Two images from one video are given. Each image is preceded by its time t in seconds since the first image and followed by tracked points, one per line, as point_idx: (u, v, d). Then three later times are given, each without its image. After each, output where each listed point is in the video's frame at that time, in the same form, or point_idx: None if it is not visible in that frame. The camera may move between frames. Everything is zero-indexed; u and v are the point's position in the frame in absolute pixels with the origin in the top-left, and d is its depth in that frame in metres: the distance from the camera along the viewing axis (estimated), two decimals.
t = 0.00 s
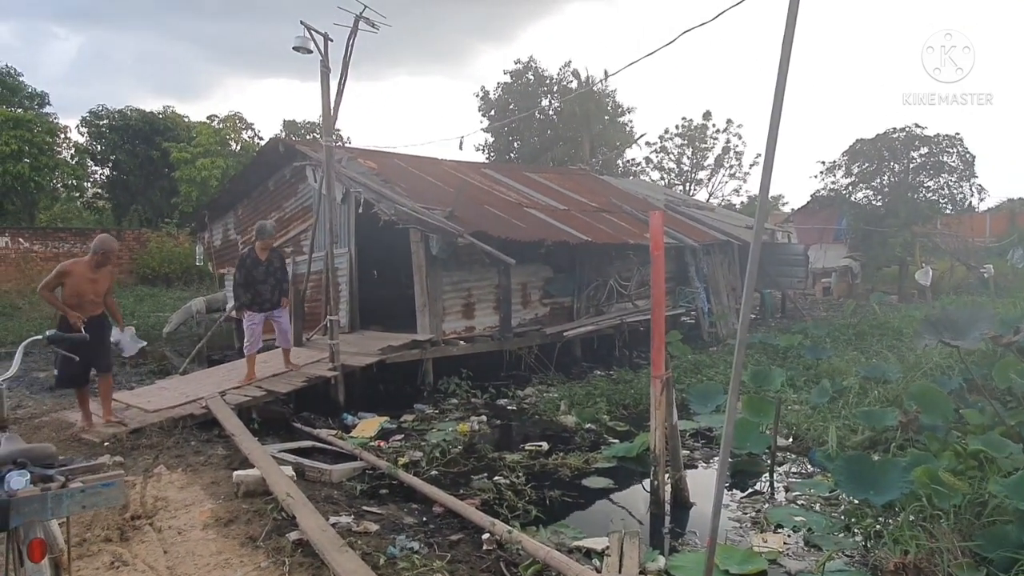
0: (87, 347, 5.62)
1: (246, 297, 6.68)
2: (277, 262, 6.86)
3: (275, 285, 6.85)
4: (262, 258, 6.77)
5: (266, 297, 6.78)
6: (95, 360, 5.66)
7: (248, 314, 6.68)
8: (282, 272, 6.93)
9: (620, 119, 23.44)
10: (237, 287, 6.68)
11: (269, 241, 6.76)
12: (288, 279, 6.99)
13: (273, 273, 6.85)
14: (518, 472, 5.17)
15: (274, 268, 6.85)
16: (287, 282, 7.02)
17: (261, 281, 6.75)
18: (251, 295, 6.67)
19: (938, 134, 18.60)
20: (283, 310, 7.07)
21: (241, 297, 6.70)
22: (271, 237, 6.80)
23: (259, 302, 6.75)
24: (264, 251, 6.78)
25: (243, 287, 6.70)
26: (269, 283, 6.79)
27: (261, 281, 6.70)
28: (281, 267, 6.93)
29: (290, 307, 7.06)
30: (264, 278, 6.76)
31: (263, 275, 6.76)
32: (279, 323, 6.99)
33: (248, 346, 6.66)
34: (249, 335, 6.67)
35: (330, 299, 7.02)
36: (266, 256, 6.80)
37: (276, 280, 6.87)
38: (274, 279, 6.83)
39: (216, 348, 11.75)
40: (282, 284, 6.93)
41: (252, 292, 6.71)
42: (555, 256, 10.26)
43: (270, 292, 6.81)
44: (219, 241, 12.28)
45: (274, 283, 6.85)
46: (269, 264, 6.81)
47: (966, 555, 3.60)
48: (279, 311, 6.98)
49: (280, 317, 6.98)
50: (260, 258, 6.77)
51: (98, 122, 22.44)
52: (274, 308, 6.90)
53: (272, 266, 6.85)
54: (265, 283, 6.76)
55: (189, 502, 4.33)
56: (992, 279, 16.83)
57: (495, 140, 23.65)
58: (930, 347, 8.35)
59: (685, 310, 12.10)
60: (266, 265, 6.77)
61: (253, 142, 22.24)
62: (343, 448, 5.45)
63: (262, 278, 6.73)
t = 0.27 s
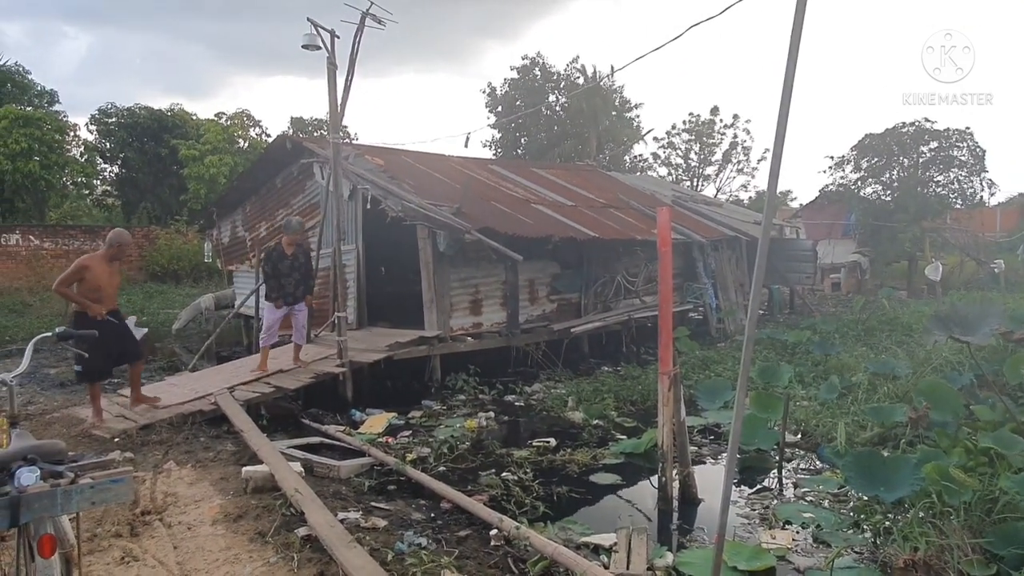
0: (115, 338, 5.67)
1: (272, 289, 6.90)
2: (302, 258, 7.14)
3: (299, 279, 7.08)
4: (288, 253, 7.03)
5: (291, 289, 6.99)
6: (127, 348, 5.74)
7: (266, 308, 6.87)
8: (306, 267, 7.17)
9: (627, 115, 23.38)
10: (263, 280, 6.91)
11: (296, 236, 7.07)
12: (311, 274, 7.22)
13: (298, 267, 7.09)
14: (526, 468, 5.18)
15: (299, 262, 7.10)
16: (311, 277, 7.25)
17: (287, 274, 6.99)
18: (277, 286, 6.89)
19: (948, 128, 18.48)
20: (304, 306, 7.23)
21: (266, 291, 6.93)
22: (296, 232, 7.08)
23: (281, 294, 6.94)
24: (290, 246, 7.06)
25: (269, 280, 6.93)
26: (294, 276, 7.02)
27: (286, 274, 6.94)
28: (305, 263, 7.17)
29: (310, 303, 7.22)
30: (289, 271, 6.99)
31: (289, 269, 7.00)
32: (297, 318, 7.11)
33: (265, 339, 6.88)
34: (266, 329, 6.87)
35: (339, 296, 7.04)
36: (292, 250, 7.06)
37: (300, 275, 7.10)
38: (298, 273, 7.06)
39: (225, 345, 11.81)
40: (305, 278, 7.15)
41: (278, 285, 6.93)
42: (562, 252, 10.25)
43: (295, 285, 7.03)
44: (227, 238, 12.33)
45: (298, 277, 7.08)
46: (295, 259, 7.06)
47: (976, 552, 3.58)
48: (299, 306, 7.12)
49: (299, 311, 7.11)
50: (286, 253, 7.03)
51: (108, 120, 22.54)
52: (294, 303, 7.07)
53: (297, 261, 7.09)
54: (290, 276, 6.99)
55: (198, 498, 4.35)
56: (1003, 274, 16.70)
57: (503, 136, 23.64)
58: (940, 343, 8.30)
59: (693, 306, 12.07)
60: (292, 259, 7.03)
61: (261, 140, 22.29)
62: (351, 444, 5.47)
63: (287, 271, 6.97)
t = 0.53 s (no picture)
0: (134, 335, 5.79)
1: (278, 282, 7.00)
2: (311, 254, 7.20)
3: (306, 275, 7.13)
4: (297, 248, 7.12)
5: (297, 284, 7.06)
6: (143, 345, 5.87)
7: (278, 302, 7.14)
8: (314, 264, 7.22)
9: (629, 114, 23.37)
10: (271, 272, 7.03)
11: (306, 232, 7.14)
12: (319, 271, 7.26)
13: (305, 263, 7.14)
14: (527, 467, 5.18)
15: (307, 259, 7.15)
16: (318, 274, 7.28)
17: (293, 268, 7.06)
18: (282, 279, 6.98)
19: (952, 128, 18.42)
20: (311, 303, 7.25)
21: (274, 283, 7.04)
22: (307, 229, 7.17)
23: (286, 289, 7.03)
24: (299, 242, 7.15)
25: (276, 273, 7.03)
26: (300, 272, 7.09)
27: (292, 268, 7.02)
28: (313, 260, 7.22)
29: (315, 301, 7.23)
30: (296, 266, 7.07)
31: (295, 264, 7.07)
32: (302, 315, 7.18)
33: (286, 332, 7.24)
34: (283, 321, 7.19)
35: (340, 294, 7.02)
36: (302, 246, 7.14)
37: (307, 271, 7.15)
38: (305, 269, 7.12)
39: (227, 344, 11.82)
40: (312, 275, 7.19)
41: (284, 278, 7.02)
42: (564, 252, 10.25)
43: (301, 281, 7.09)
44: (230, 237, 12.34)
45: (305, 273, 7.13)
46: (303, 254, 7.13)
47: (979, 553, 3.57)
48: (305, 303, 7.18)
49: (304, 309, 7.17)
50: (295, 248, 7.12)
51: (111, 119, 22.55)
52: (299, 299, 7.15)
53: (306, 257, 7.15)
54: (296, 271, 7.06)
55: (200, 497, 4.36)
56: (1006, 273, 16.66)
57: (505, 135, 23.62)
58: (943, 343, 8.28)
59: (695, 306, 12.07)
60: (300, 254, 7.10)
61: (264, 138, 22.30)
62: (353, 443, 5.48)
63: (293, 265, 7.05)
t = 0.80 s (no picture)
0: (153, 339, 5.87)
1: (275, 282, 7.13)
2: (309, 254, 7.12)
3: (303, 275, 7.09)
4: (297, 248, 7.11)
5: (294, 284, 7.09)
6: (159, 348, 5.97)
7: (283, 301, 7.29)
8: (312, 264, 7.13)
9: (629, 115, 23.37)
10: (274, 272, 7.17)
11: (304, 232, 7.10)
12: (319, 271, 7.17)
13: (303, 263, 7.09)
14: (526, 468, 5.18)
15: (304, 258, 7.09)
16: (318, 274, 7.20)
17: (290, 268, 7.08)
18: (278, 279, 7.07)
19: (950, 129, 18.44)
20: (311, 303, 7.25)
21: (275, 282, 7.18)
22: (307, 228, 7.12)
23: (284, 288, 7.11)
24: (300, 242, 7.14)
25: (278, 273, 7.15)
26: (296, 271, 7.09)
27: (287, 268, 7.04)
28: (313, 260, 7.14)
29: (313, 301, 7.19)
30: (293, 266, 7.08)
31: (292, 264, 7.08)
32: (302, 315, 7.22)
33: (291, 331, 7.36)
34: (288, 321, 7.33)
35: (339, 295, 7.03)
36: (301, 245, 7.12)
37: (305, 271, 7.11)
38: (302, 269, 7.08)
39: (226, 345, 11.81)
40: (310, 276, 7.13)
41: (281, 277, 7.11)
42: (563, 252, 10.25)
43: (297, 280, 7.09)
44: (228, 238, 12.33)
45: (303, 273, 7.10)
46: (301, 254, 7.09)
47: (978, 554, 3.57)
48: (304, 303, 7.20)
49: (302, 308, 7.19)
50: (295, 247, 7.12)
51: (110, 119, 22.54)
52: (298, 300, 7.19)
53: (304, 257, 7.10)
54: (292, 271, 7.08)
55: (198, 498, 4.35)
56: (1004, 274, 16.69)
57: (505, 136, 23.62)
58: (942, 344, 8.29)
59: (694, 306, 12.07)
60: (297, 254, 7.08)
61: (263, 139, 22.29)
62: (351, 444, 5.48)
63: (289, 265, 7.06)
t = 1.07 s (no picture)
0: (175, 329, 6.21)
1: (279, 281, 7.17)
2: (308, 253, 7.03)
3: (302, 275, 7.06)
4: (296, 248, 7.06)
5: (295, 284, 7.08)
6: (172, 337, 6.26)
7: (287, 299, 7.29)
8: (312, 263, 7.05)
9: (628, 115, 23.38)
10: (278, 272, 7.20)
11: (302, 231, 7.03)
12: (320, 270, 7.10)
13: (301, 263, 7.04)
14: (526, 469, 5.18)
15: (303, 258, 7.02)
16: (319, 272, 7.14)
17: (290, 268, 7.07)
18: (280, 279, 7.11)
19: (950, 128, 18.38)
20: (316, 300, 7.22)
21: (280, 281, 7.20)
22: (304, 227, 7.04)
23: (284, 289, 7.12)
24: (300, 241, 7.11)
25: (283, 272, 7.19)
26: (295, 271, 7.06)
27: (286, 268, 7.05)
28: (313, 260, 7.05)
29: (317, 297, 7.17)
30: (293, 266, 7.07)
31: (292, 263, 7.06)
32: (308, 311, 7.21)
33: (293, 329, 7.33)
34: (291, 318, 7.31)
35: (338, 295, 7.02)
36: (299, 245, 7.05)
37: (305, 270, 7.07)
38: (301, 269, 7.05)
39: (226, 345, 11.81)
40: (310, 275, 7.09)
41: (285, 277, 7.13)
42: (562, 252, 10.25)
43: (298, 280, 7.08)
44: (228, 238, 12.33)
45: (302, 273, 7.06)
46: (300, 254, 7.03)
47: (978, 553, 3.57)
48: (309, 300, 7.19)
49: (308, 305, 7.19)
50: (294, 247, 7.07)
51: (108, 120, 22.53)
52: (302, 297, 7.18)
53: (303, 257, 7.03)
54: (292, 271, 7.07)
55: (198, 499, 4.35)
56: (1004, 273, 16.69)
57: (504, 136, 23.62)
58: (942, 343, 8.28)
59: (694, 306, 12.07)
60: (296, 254, 7.03)
61: (262, 139, 22.29)
62: (350, 444, 5.47)
63: (288, 265, 7.05)
